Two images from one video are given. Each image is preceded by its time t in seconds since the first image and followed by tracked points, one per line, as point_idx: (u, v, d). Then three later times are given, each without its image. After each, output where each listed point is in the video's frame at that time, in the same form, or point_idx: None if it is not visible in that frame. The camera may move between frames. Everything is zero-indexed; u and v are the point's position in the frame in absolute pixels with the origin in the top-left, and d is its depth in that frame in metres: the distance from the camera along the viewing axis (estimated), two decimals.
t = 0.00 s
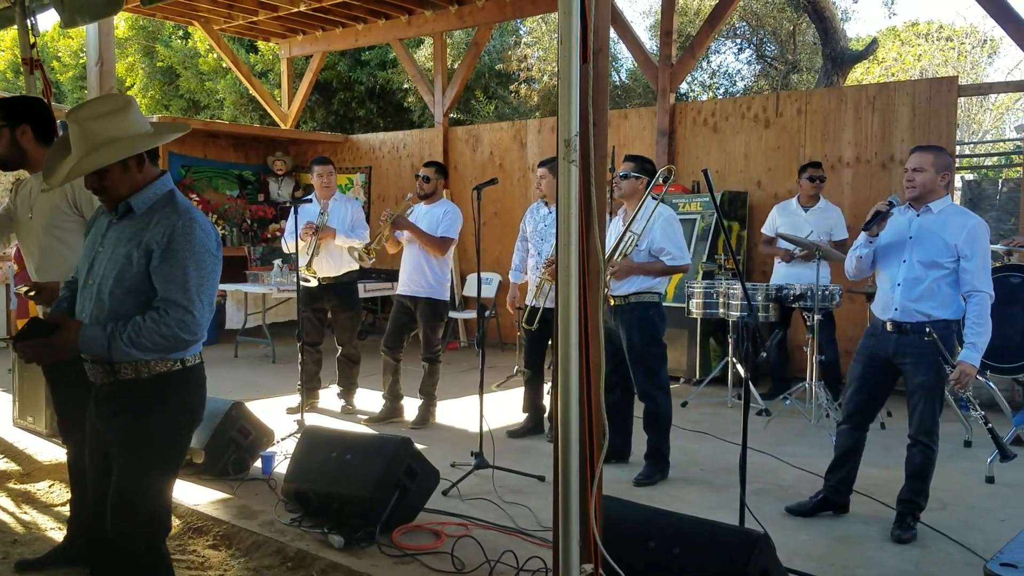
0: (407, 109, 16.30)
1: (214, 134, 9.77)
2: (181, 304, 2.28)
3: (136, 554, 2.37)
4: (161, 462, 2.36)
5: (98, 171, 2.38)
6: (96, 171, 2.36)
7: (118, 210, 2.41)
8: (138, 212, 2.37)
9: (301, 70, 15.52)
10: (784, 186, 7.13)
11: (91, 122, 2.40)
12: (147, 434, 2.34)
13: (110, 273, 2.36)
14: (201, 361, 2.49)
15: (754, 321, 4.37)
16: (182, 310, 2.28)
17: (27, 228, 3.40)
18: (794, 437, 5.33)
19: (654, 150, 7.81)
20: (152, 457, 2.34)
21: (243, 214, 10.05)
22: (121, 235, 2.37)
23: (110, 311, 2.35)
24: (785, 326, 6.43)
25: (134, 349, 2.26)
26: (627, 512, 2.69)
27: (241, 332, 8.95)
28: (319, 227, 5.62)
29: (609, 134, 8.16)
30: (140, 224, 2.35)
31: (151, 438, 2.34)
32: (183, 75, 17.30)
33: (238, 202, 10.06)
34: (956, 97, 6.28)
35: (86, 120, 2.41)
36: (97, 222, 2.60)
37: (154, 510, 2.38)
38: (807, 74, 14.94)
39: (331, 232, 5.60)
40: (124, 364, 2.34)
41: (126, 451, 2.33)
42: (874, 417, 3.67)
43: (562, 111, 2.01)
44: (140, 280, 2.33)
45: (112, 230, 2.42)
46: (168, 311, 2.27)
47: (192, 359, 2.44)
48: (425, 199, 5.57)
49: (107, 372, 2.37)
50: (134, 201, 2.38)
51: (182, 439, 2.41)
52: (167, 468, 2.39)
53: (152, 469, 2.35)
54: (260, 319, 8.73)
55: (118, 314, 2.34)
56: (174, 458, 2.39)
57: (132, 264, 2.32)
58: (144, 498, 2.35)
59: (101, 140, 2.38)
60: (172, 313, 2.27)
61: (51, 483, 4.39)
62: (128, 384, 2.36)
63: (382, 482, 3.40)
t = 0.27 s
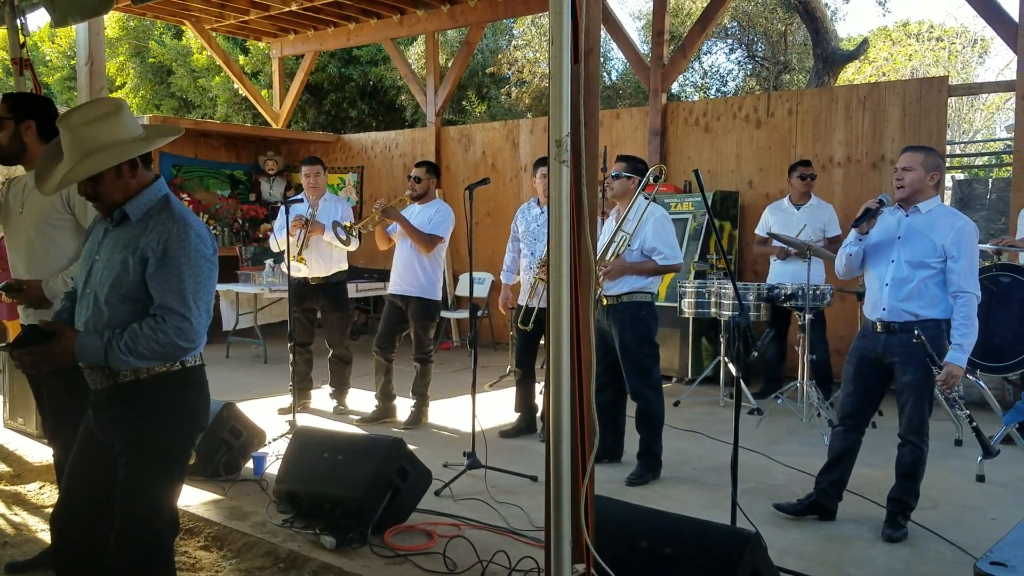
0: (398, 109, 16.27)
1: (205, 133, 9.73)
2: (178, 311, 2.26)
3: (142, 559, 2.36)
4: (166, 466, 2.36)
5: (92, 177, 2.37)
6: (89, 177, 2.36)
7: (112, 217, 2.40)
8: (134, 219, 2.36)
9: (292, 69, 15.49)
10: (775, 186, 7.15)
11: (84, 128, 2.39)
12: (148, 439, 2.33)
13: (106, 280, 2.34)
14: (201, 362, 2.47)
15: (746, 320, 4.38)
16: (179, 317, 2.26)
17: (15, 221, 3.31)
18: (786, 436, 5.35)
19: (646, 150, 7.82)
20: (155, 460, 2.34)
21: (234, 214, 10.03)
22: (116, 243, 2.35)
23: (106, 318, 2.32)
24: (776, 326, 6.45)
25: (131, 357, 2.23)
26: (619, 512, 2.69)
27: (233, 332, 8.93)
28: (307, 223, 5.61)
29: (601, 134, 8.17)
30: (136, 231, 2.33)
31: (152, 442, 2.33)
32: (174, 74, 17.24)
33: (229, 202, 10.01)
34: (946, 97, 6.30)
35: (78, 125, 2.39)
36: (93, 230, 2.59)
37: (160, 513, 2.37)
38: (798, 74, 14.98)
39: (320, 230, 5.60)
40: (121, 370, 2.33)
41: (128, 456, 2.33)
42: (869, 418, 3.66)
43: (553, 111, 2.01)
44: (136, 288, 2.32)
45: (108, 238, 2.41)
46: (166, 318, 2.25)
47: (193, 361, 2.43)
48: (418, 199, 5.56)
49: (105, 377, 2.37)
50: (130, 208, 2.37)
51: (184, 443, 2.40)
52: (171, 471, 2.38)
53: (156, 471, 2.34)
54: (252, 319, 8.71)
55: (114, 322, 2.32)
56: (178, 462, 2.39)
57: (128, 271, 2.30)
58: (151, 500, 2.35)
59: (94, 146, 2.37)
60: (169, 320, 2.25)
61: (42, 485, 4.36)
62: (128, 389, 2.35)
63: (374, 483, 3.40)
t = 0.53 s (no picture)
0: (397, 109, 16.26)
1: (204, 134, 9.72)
2: (180, 304, 2.26)
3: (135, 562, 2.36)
4: (160, 468, 2.35)
5: (92, 168, 2.35)
6: (89, 168, 2.34)
7: (114, 210, 2.39)
8: (134, 212, 2.35)
9: (291, 70, 15.49)
10: (773, 186, 7.16)
11: (83, 119, 2.37)
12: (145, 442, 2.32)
13: (106, 275, 2.33)
14: (195, 363, 2.47)
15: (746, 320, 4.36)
16: (181, 310, 2.26)
17: (17, 218, 3.30)
18: (785, 436, 5.35)
19: (645, 150, 7.82)
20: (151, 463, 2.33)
21: (232, 214, 10.05)
22: (116, 236, 2.33)
23: (107, 313, 2.31)
24: (775, 326, 6.45)
25: (134, 353, 2.23)
26: (619, 513, 2.69)
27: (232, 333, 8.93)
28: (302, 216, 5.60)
29: (600, 134, 8.17)
30: (136, 224, 2.32)
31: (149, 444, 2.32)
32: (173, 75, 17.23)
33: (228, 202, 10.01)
34: (945, 96, 6.31)
35: (77, 116, 2.37)
36: (94, 223, 2.58)
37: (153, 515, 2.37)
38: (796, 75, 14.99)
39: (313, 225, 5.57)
40: (120, 367, 2.31)
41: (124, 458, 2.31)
42: (867, 418, 3.66)
43: (551, 111, 2.01)
44: (137, 282, 2.31)
45: (108, 232, 2.40)
46: (168, 312, 2.24)
47: (188, 362, 2.42)
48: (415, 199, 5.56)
49: (102, 375, 2.33)
50: (129, 201, 2.36)
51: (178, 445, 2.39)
52: (165, 472, 2.38)
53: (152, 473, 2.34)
54: (251, 321, 8.71)
55: (115, 316, 2.31)
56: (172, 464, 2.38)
57: (128, 265, 2.29)
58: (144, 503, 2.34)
59: (93, 137, 2.35)
60: (172, 314, 2.25)
61: (41, 486, 4.36)
62: (125, 388, 2.33)
63: (373, 483, 3.39)
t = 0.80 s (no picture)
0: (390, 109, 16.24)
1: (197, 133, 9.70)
2: (173, 320, 2.24)
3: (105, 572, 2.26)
4: (146, 477, 2.29)
5: (87, 183, 2.34)
6: (85, 184, 2.33)
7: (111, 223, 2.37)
8: (132, 224, 2.33)
9: (284, 70, 15.47)
10: (766, 186, 7.17)
11: (78, 133, 2.36)
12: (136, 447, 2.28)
13: (102, 288, 2.31)
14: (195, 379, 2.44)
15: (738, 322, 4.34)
16: (174, 326, 2.24)
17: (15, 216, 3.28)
18: (779, 435, 5.37)
19: (638, 150, 7.84)
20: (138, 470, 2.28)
21: (226, 214, 10.04)
22: (113, 249, 2.32)
23: (101, 327, 2.29)
24: (768, 326, 6.46)
25: (123, 368, 2.21)
26: (613, 513, 2.69)
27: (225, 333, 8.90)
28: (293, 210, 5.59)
29: (593, 134, 8.17)
30: (134, 237, 2.30)
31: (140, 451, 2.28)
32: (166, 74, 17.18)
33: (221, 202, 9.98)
34: (937, 97, 6.33)
35: (72, 130, 2.36)
36: (92, 236, 2.57)
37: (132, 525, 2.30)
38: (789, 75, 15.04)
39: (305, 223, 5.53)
40: (115, 381, 2.29)
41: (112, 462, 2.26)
42: (858, 418, 3.68)
43: (545, 111, 2.01)
44: (132, 296, 2.29)
45: (105, 244, 2.38)
46: (161, 327, 2.22)
47: (188, 376, 2.39)
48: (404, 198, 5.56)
49: (99, 387, 2.33)
50: (128, 213, 2.33)
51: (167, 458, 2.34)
52: (151, 484, 2.32)
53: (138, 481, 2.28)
54: (244, 320, 8.69)
55: (109, 331, 2.29)
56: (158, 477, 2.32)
57: (124, 278, 2.28)
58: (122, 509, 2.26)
59: (88, 150, 2.34)
60: (165, 330, 2.23)
61: (32, 487, 4.34)
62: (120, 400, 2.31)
63: (366, 484, 3.38)
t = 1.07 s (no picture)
0: (388, 109, 16.25)
1: (195, 133, 9.69)
2: (171, 307, 2.16)
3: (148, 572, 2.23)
4: (168, 474, 2.25)
5: (90, 171, 2.29)
6: (87, 172, 2.28)
7: (113, 212, 2.33)
8: (133, 211, 2.28)
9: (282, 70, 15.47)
10: (764, 186, 7.18)
11: (79, 119, 2.31)
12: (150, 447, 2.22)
13: (104, 277, 2.27)
14: (207, 366, 2.36)
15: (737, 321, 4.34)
16: (172, 313, 2.16)
17: (20, 215, 3.27)
18: (777, 435, 5.37)
19: (636, 151, 7.85)
20: (156, 468, 2.22)
21: (223, 214, 9.95)
22: (115, 237, 2.27)
23: (101, 317, 2.23)
24: (766, 325, 6.47)
25: (122, 358, 2.15)
26: (611, 512, 2.69)
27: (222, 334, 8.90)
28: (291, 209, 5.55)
29: (591, 134, 8.18)
30: (134, 224, 2.25)
31: (152, 450, 2.22)
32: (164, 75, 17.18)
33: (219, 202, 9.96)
34: (934, 97, 6.34)
35: (73, 116, 2.31)
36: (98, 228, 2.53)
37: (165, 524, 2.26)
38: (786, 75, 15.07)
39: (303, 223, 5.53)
40: (121, 373, 2.23)
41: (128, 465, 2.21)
42: (854, 418, 3.68)
43: (542, 111, 2.01)
44: (132, 283, 2.23)
45: (109, 233, 2.33)
46: (158, 315, 2.15)
47: (197, 366, 2.32)
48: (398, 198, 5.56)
49: (106, 380, 2.28)
50: (128, 200, 2.28)
51: (189, 452, 2.28)
52: (177, 481, 2.28)
53: (161, 478, 2.23)
54: (242, 321, 8.69)
55: (109, 320, 2.23)
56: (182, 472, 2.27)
57: (124, 266, 2.22)
58: (151, 508, 2.23)
59: (89, 138, 2.28)
60: (162, 318, 2.15)
61: (31, 488, 4.34)
62: (131, 395, 2.25)
63: (365, 484, 3.38)
